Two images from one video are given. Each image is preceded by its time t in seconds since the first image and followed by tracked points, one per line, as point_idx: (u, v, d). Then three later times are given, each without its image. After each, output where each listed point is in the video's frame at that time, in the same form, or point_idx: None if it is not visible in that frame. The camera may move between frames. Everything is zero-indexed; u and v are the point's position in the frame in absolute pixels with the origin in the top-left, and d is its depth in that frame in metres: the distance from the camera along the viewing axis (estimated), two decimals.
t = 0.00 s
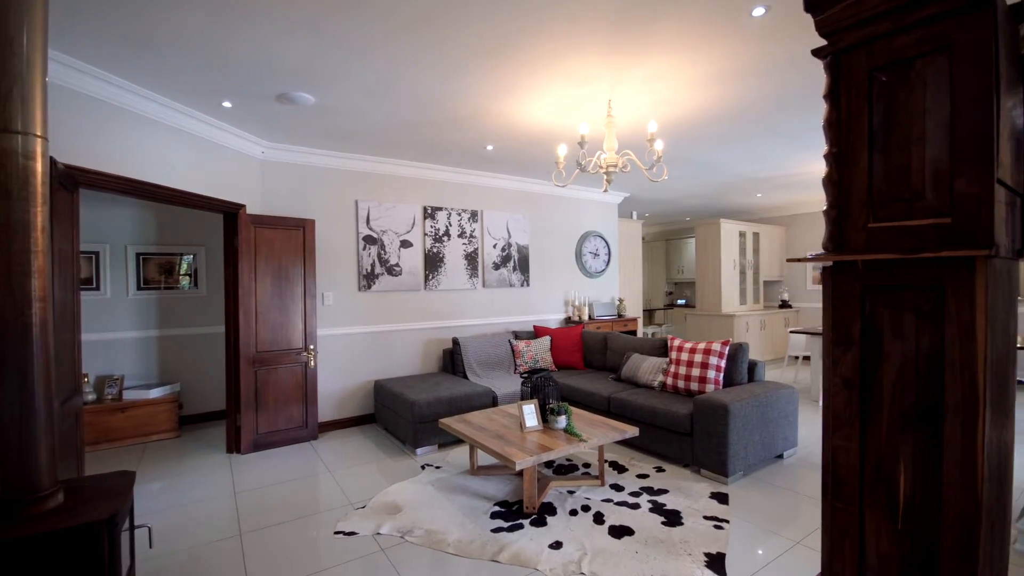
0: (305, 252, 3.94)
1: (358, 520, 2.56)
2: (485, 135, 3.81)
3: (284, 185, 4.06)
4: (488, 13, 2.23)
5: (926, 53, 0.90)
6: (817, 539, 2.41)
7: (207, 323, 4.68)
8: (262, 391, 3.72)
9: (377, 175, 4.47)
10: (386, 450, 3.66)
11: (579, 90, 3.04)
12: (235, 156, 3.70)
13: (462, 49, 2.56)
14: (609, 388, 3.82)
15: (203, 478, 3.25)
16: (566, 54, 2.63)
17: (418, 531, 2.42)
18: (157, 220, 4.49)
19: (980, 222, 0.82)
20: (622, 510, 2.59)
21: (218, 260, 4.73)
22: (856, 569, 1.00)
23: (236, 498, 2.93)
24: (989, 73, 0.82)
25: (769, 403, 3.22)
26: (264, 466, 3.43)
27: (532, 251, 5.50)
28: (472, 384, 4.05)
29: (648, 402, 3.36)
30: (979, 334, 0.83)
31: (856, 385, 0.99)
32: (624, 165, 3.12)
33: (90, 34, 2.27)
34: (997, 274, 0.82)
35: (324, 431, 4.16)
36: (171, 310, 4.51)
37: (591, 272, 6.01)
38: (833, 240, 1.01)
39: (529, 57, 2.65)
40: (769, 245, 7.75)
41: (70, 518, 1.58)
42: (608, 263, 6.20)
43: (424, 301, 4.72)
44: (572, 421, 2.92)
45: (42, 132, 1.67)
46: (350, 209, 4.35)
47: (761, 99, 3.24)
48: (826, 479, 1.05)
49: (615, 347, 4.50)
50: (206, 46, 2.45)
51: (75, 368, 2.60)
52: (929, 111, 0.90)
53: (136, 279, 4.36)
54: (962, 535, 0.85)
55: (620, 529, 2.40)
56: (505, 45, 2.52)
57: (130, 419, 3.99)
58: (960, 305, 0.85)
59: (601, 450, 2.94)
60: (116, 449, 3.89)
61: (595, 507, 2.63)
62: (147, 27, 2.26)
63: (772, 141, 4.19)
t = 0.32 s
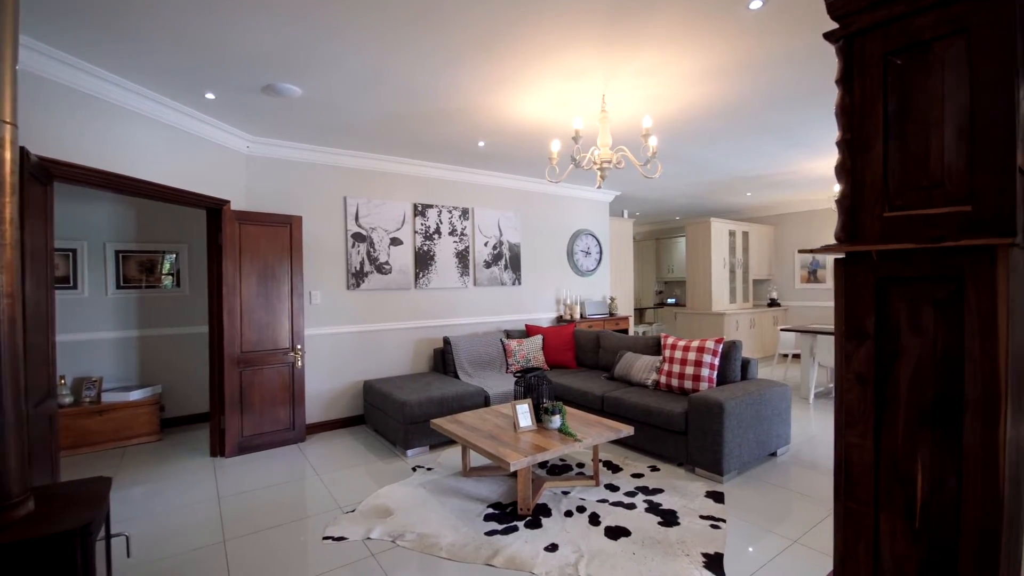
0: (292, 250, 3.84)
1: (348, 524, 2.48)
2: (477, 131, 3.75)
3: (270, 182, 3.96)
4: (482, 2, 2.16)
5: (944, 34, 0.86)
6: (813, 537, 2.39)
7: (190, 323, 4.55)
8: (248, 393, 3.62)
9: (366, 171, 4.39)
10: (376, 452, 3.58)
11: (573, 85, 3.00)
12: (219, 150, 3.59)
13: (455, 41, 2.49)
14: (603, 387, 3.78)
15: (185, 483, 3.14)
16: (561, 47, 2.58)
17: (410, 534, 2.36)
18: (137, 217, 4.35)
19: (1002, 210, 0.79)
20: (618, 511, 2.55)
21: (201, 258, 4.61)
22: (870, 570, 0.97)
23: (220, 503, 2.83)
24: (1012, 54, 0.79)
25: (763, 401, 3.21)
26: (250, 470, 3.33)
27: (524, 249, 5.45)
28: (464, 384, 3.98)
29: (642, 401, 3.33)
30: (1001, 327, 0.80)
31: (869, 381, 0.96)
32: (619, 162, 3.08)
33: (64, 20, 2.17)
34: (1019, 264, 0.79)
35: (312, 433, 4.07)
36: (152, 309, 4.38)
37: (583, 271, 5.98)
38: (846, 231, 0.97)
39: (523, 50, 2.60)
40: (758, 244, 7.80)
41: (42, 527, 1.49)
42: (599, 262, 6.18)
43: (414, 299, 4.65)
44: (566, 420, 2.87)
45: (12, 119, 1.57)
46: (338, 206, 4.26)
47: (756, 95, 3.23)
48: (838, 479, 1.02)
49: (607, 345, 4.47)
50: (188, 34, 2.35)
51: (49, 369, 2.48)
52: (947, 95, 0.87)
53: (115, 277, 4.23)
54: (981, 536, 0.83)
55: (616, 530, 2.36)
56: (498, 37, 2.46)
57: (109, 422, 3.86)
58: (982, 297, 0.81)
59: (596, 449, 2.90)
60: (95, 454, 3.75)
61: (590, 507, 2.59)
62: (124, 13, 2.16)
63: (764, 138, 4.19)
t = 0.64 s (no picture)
0: (277, 247, 3.73)
1: (336, 531, 2.39)
2: (469, 126, 3.68)
3: (255, 177, 3.85)
4: None
5: (971, 15, 0.83)
6: (811, 539, 2.37)
7: (171, 322, 4.40)
8: (231, 394, 3.50)
9: (355, 167, 4.29)
10: (365, 454, 3.49)
11: (568, 79, 2.94)
12: (201, 143, 3.47)
13: (448, 32, 2.42)
14: (597, 387, 3.73)
15: (165, 489, 3.02)
16: (556, 40, 2.52)
17: (401, 540, 2.28)
18: (115, 213, 4.20)
19: None
20: (614, 513, 2.49)
21: (183, 255, 4.47)
22: None
23: (202, 510, 2.72)
24: None
25: (758, 400, 3.18)
26: (234, 474, 3.22)
27: (515, 247, 5.38)
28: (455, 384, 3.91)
29: (636, 400, 3.29)
30: None
31: (892, 379, 0.92)
32: (614, 157, 3.02)
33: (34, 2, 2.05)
34: None
35: (299, 435, 3.96)
36: (131, 309, 4.23)
37: (574, 269, 5.94)
38: (867, 221, 0.92)
39: (518, 42, 2.53)
40: (748, 244, 7.83)
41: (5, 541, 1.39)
42: (591, 260, 6.15)
43: (404, 298, 4.56)
44: (561, 421, 2.81)
45: None
46: (326, 202, 4.16)
47: (750, 90, 3.21)
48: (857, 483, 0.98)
49: (600, 345, 4.42)
50: (167, 19, 2.25)
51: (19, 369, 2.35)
52: (976, 79, 0.83)
53: (93, 274, 4.08)
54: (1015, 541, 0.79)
55: (613, 533, 2.31)
56: (493, 27, 2.39)
57: (85, 425, 3.71)
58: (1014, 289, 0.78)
59: (591, 450, 2.85)
60: (70, 458, 3.60)
61: (586, 510, 2.53)
62: None
63: (758, 136, 4.18)
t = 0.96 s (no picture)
0: (263, 244, 3.61)
1: (325, 540, 2.30)
2: (462, 121, 3.59)
3: (239, 172, 3.72)
4: None
5: None
6: (811, 542, 2.34)
7: (151, 323, 4.25)
8: (215, 397, 3.38)
9: (343, 163, 4.18)
10: (355, 458, 3.39)
11: (564, 73, 2.87)
12: (182, 136, 3.34)
13: (442, 22, 2.33)
14: (591, 387, 3.68)
15: (145, 496, 2.89)
16: (554, 32, 2.45)
17: (392, 549, 2.19)
18: (92, 209, 4.04)
19: None
20: (613, 517, 2.43)
21: (164, 254, 4.31)
22: None
23: (183, 519, 2.60)
24: None
25: (755, 400, 3.15)
26: (217, 481, 3.09)
27: (507, 246, 5.31)
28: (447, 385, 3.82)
29: (632, 401, 3.24)
30: None
31: (926, 378, 0.86)
32: (611, 154, 2.95)
33: None
34: None
35: (285, 439, 3.84)
36: (108, 309, 4.06)
37: (567, 269, 5.89)
38: (898, 211, 0.86)
39: (512, 33, 2.45)
40: (738, 244, 7.86)
41: None
42: (583, 260, 6.10)
43: (395, 298, 4.46)
44: (557, 423, 2.75)
45: None
46: (314, 198, 4.04)
47: (747, 87, 3.18)
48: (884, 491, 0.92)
49: (594, 345, 4.37)
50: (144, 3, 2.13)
51: None
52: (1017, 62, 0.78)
53: (68, 273, 3.93)
54: None
55: (612, 538, 2.25)
56: (488, 17, 2.30)
57: (60, 430, 3.55)
58: None
59: (588, 453, 2.78)
60: (44, 465, 3.45)
61: (584, 514, 2.47)
62: None
63: (752, 135, 4.17)
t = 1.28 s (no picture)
0: (246, 240, 3.46)
1: (312, 551, 2.18)
2: (454, 114, 3.49)
3: (221, 165, 3.57)
4: None
5: None
6: (816, 546, 2.29)
7: (129, 323, 4.08)
8: (195, 400, 3.23)
9: (331, 157, 4.05)
10: (343, 463, 3.27)
11: (561, 64, 2.79)
12: (159, 126, 3.18)
13: (435, 7, 2.23)
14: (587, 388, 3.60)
15: (120, 505, 2.74)
16: (551, 20, 2.35)
17: (384, 560, 2.08)
18: (65, 204, 3.85)
19: None
20: (613, 523, 2.35)
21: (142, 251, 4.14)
22: None
23: (160, 530, 2.46)
24: None
25: (753, 401, 3.10)
26: (197, 488, 2.95)
27: (499, 244, 5.21)
28: (439, 386, 3.71)
29: (630, 402, 3.16)
30: None
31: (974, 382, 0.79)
32: (608, 148, 2.87)
33: None
34: None
35: (270, 444, 3.69)
36: (82, 308, 3.88)
37: (559, 268, 5.81)
38: (946, 201, 0.79)
39: (508, 20, 2.35)
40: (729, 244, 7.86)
41: None
42: (575, 259, 6.03)
43: (384, 297, 4.34)
44: (554, 425, 2.66)
45: None
46: (300, 194, 3.90)
47: (745, 81, 3.12)
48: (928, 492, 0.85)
49: (589, 344, 4.29)
50: None
51: None
52: None
53: (39, 270, 3.74)
54: None
55: (613, 545, 2.17)
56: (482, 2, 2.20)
57: (31, 436, 3.37)
58: None
59: (586, 456, 2.70)
60: (12, 473, 3.27)
61: (583, 520, 2.38)
62: None
63: (747, 132, 4.13)
